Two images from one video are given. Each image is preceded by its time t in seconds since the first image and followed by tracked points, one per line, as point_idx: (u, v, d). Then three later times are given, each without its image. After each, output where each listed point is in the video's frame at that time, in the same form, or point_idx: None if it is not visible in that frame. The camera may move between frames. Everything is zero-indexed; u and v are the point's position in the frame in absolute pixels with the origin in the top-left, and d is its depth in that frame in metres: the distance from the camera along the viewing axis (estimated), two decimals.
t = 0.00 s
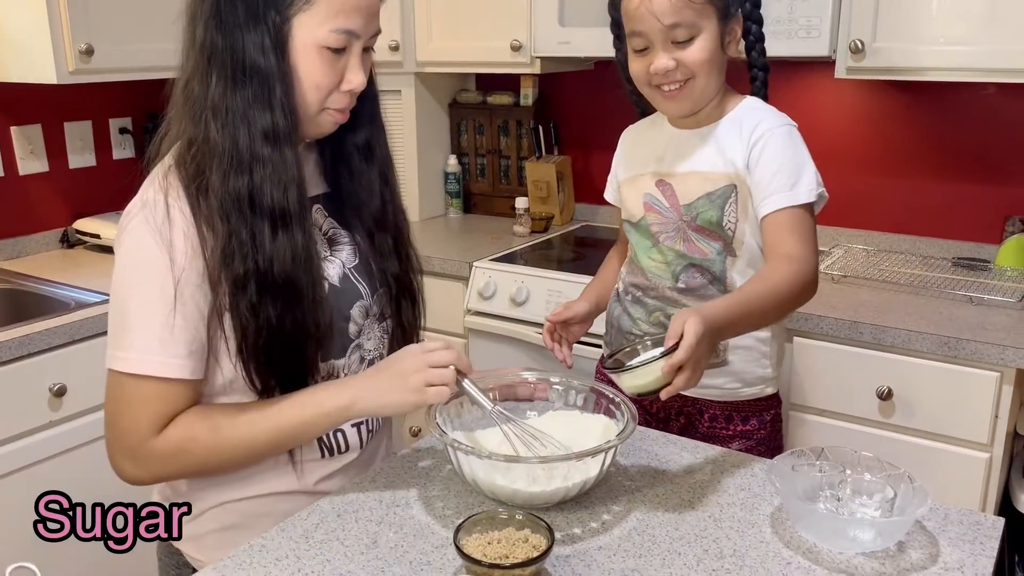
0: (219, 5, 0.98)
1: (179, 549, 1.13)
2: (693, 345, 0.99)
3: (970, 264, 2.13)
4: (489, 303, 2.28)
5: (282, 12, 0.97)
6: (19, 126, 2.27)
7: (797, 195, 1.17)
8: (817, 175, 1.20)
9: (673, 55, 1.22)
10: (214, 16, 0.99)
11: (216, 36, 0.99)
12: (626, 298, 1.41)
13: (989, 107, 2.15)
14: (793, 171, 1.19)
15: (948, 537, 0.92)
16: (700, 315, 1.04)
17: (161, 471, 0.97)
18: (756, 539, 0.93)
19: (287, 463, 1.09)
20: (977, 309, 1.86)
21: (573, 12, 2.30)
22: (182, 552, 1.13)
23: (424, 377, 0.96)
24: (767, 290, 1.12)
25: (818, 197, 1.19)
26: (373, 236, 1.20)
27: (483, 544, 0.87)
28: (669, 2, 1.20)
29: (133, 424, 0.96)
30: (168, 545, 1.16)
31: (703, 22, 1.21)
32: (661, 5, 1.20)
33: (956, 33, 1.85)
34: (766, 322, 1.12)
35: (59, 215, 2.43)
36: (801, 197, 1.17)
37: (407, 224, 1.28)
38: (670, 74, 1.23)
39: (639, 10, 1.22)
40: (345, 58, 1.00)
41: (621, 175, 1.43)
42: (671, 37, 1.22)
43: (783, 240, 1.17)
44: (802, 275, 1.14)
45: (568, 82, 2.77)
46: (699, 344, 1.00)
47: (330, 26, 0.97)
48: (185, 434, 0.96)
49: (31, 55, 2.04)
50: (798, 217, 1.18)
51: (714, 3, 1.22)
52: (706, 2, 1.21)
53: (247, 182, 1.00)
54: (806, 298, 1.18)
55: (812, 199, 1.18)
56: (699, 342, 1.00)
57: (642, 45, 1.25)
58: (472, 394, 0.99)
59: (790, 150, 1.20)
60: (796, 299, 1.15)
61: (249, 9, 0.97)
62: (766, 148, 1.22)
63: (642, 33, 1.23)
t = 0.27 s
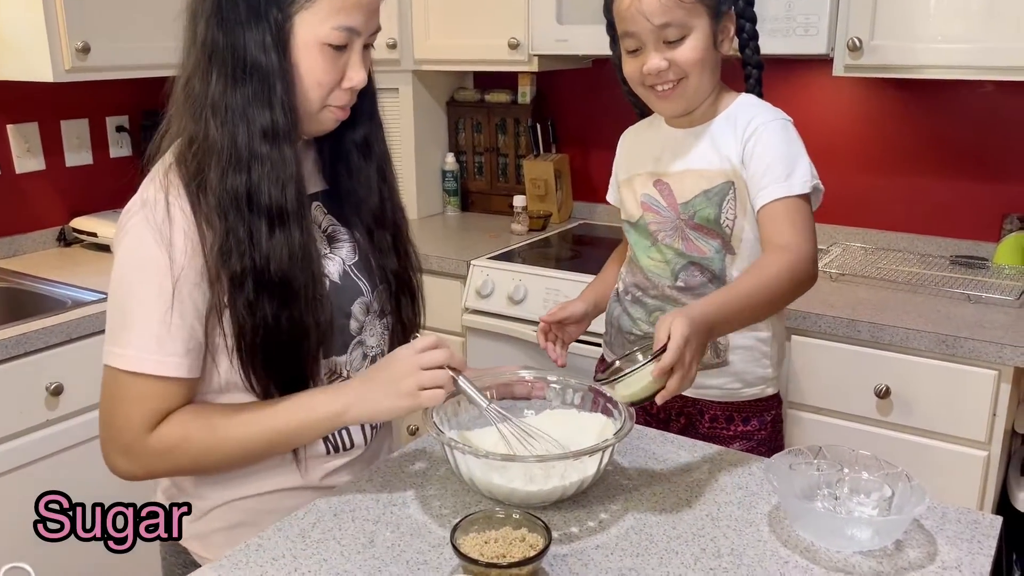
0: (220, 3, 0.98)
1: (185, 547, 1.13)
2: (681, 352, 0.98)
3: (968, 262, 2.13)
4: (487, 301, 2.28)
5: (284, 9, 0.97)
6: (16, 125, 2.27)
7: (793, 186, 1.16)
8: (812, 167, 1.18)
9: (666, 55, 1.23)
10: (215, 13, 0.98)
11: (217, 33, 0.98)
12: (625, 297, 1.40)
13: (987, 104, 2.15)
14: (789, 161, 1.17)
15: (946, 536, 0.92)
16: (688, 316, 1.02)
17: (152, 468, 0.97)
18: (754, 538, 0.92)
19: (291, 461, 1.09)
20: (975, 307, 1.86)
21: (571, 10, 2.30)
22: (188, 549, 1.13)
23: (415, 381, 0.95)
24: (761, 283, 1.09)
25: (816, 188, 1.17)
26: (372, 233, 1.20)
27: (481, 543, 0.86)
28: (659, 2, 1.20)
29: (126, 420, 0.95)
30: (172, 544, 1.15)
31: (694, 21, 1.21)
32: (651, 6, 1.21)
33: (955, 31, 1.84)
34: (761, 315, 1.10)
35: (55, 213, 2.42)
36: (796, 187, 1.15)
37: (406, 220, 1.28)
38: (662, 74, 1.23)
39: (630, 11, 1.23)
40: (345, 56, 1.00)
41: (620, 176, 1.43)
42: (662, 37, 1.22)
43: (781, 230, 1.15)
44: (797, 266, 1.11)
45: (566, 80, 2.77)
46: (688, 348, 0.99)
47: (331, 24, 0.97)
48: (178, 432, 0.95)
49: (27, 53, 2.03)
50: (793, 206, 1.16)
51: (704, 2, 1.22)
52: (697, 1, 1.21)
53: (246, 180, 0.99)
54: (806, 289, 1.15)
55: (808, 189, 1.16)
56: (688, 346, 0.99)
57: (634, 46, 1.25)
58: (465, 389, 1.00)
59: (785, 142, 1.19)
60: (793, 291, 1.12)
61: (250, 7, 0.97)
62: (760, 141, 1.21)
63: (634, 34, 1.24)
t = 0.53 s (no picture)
0: None
1: (189, 545, 1.13)
2: (670, 346, 0.96)
3: (968, 260, 2.13)
4: (487, 300, 2.28)
5: (293, 6, 0.97)
6: (15, 123, 2.27)
7: (787, 174, 1.13)
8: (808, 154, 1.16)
9: (662, 55, 1.23)
10: (224, 10, 0.98)
11: (226, 30, 0.98)
12: (628, 297, 1.40)
13: (987, 103, 2.14)
14: (783, 150, 1.15)
15: (947, 534, 0.92)
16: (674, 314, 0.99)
17: (147, 466, 0.97)
18: (754, 536, 0.92)
19: (295, 459, 1.09)
20: (976, 305, 1.86)
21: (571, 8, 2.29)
22: (191, 547, 1.12)
23: (412, 383, 0.95)
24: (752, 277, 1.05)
25: (810, 177, 1.15)
26: (375, 231, 1.20)
27: (482, 542, 0.86)
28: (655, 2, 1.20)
29: (123, 417, 0.95)
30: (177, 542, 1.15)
31: (690, 19, 1.21)
32: (647, 5, 1.20)
33: (955, 29, 1.84)
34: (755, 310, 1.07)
35: (54, 212, 2.42)
36: (790, 176, 1.13)
37: (408, 219, 1.28)
38: (659, 74, 1.23)
39: (626, 11, 1.23)
40: (352, 54, 1.00)
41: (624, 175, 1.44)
42: (659, 36, 1.22)
43: (775, 220, 1.11)
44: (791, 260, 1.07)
45: (566, 78, 2.77)
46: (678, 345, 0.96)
47: (338, 22, 0.97)
48: (176, 431, 0.95)
49: (27, 51, 2.03)
50: (787, 195, 1.12)
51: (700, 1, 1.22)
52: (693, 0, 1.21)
53: (254, 177, 0.99)
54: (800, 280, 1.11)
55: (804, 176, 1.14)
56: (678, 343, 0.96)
57: (632, 46, 1.25)
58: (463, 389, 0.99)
59: (780, 132, 1.18)
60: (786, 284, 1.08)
61: (259, 3, 0.96)
62: (755, 133, 1.20)
63: (631, 34, 1.24)
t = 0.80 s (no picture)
0: None
1: (188, 545, 1.13)
2: (644, 345, 0.96)
3: (967, 260, 2.13)
4: (486, 299, 2.28)
5: (294, 7, 0.97)
6: (15, 122, 2.27)
7: (770, 172, 1.13)
8: (795, 152, 1.16)
9: (653, 57, 1.23)
10: (226, 10, 0.98)
11: (228, 30, 0.98)
12: (630, 298, 1.40)
13: (986, 103, 2.15)
14: (767, 148, 1.15)
15: (945, 533, 0.92)
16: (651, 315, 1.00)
17: (146, 465, 0.97)
18: (753, 535, 0.93)
19: (294, 459, 1.09)
20: (974, 306, 1.87)
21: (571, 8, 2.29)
22: (190, 546, 1.13)
23: (412, 383, 0.95)
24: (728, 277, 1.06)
25: (795, 173, 1.14)
26: (374, 233, 1.20)
27: (482, 541, 0.87)
28: (643, 4, 1.20)
29: (122, 417, 0.95)
30: (175, 541, 1.15)
31: (679, 19, 1.21)
32: (635, 8, 1.20)
33: (955, 29, 1.85)
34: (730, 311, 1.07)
35: (54, 211, 2.42)
36: (774, 173, 1.13)
37: (408, 220, 1.28)
38: (651, 76, 1.23)
39: (615, 15, 1.23)
40: (352, 56, 1.00)
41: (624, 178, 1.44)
42: (649, 38, 1.22)
43: (754, 218, 1.12)
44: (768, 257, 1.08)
45: (565, 78, 2.77)
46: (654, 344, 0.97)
47: (338, 24, 0.97)
48: (174, 430, 0.95)
49: (27, 51, 2.03)
50: (770, 193, 1.13)
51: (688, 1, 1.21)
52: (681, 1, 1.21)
53: (254, 178, 0.99)
54: (777, 279, 1.11)
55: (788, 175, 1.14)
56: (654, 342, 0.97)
57: (623, 50, 1.25)
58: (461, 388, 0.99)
59: (764, 129, 1.17)
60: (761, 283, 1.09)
61: (261, 4, 0.97)
62: (740, 131, 1.20)
63: (620, 38, 1.24)
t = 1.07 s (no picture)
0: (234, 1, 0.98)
1: (187, 546, 1.13)
2: (632, 342, 0.97)
3: (966, 262, 2.14)
4: (486, 300, 2.28)
5: (296, 9, 0.97)
6: (15, 122, 2.27)
7: (760, 172, 1.13)
8: (786, 151, 1.15)
9: (646, 62, 1.24)
10: (228, 12, 0.99)
11: (230, 32, 0.99)
12: (630, 300, 1.41)
13: (985, 105, 2.15)
14: (756, 149, 1.15)
15: (944, 535, 0.92)
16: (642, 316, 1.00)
17: (146, 467, 0.97)
18: (752, 537, 0.93)
19: (295, 460, 1.09)
20: (973, 307, 1.87)
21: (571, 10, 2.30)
22: (190, 547, 1.12)
23: (411, 385, 0.95)
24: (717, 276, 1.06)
25: (786, 172, 1.14)
26: (375, 235, 1.20)
27: (481, 542, 0.87)
28: (632, 9, 1.21)
29: (122, 418, 0.95)
30: (174, 542, 1.15)
31: (670, 23, 1.22)
32: (625, 13, 1.21)
33: (954, 31, 1.85)
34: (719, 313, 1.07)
35: (54, 211, 2.42)
36: (763, 173, 1.13)
37: (408, 222, 1.28)
38: (644, 81, 1.24)
39: (606, 21, 1.24)
40: (353, 59, 1.00)
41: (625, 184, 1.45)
42: (640, 42, 1.23)
43: (746, 219, 1.12)
44: (756, 258, 1.08)
45: (565, 80, 2.77)
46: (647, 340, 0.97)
47: (340, 27, 0.97)
48: (174, 432, 0.95)
49: (27, 51, 2.03)
50: (759, 193, 1.13)
51: (678, 4, 1.22)
52: (670, 4, 1.21)
53: (255, 180, 0.99)
54: (766, 279, 1.11)
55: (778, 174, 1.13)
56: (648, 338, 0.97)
57: (616, 56, 1.27)
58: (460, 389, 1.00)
59: (753, 131, 1.18)
60: (750, 284, 1.08)
61: (263, 6, 0.97)
62: (730, 135, 1.20)
63: (612, 44, 1.25)
